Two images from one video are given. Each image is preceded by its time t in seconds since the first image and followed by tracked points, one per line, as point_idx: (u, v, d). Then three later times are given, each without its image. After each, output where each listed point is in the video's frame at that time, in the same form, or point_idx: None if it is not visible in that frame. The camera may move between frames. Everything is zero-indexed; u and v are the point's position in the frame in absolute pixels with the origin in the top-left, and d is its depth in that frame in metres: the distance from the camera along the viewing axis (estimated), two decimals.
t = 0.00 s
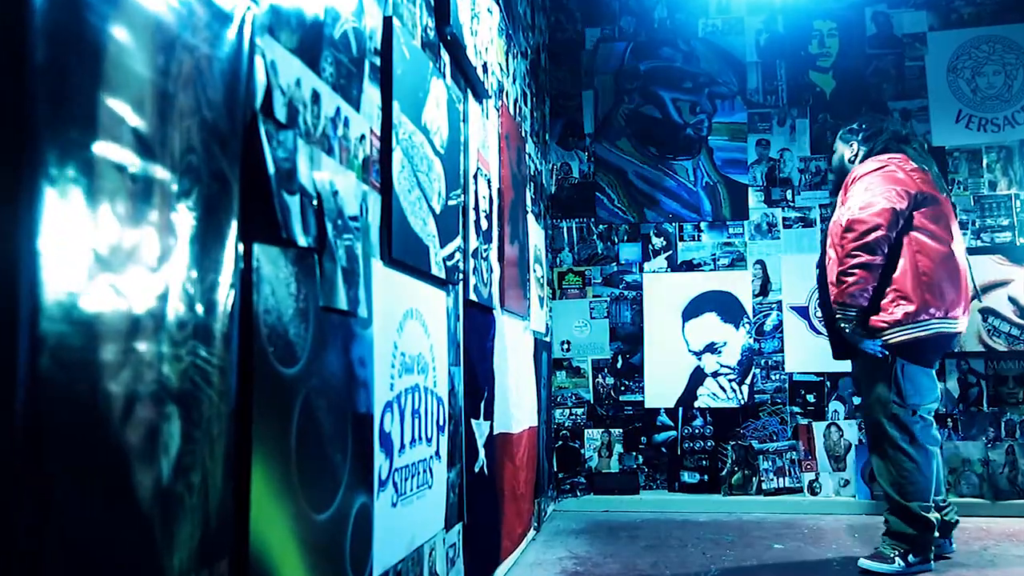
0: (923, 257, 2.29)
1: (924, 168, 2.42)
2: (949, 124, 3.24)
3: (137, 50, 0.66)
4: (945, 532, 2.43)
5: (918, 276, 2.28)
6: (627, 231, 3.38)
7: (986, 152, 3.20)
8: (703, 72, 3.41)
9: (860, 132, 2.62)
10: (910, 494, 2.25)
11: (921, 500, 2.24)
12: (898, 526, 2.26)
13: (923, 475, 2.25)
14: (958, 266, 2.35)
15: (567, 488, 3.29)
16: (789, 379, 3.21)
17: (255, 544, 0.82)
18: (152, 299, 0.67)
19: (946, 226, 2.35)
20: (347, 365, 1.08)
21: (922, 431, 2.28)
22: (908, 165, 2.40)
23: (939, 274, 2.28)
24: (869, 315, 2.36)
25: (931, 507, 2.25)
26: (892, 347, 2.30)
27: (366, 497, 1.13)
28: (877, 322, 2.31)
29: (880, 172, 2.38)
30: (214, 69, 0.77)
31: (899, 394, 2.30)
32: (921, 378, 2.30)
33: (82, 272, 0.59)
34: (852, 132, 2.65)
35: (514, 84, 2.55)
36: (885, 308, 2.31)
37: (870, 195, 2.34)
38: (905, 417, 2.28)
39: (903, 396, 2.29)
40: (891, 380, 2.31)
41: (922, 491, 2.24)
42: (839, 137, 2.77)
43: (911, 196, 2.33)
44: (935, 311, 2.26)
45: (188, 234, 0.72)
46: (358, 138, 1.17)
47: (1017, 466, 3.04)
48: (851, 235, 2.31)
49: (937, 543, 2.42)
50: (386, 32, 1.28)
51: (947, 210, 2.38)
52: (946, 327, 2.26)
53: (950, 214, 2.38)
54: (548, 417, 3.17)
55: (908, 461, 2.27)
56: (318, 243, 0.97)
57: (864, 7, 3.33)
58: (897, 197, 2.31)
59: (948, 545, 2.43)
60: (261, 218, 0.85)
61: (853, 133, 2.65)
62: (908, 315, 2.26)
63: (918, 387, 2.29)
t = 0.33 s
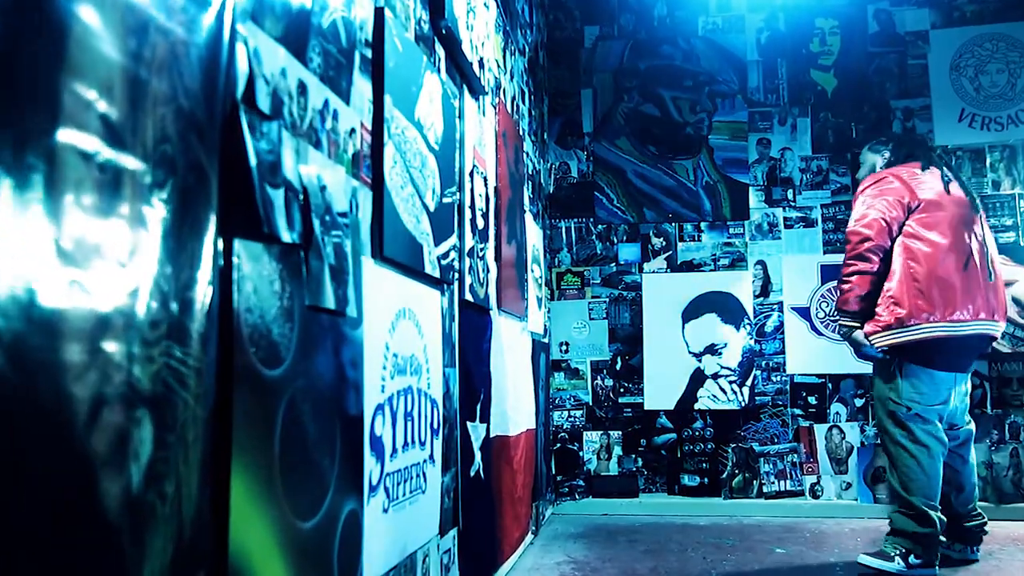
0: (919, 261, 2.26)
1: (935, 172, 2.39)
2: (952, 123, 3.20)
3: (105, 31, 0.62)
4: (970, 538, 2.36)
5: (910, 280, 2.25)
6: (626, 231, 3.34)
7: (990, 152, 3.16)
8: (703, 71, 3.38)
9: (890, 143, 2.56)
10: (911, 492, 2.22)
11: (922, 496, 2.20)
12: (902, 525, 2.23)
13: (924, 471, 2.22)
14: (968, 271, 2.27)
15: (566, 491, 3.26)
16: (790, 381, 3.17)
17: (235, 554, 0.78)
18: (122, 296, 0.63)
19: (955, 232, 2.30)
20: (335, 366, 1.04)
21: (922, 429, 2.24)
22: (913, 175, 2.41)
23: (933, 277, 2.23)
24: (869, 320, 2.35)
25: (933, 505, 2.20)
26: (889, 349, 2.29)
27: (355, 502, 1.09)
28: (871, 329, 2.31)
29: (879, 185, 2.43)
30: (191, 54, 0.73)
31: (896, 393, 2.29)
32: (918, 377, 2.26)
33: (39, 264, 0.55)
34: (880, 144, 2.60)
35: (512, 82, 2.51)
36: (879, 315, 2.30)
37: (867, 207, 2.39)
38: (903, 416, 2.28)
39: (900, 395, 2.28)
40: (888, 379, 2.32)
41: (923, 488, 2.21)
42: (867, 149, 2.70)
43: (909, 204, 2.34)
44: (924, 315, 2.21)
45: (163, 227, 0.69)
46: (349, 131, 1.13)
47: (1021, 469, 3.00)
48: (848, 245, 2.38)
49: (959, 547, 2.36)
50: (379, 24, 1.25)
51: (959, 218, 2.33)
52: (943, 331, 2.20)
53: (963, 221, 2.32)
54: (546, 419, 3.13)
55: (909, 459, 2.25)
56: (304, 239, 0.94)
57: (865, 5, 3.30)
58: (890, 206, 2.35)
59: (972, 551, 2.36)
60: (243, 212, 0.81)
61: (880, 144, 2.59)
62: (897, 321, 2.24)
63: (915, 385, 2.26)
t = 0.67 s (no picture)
0: (912, 262, 2.37)
1: (944, 178, 2.47)
2: (956, 119, 3.15)
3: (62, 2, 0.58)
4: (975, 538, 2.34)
5: (899, 280, 2.37)
6: (625, 229, 3.30)
7: (994, 148, 3.12)
8: (704, 66, 3.33)
9: (923, 138, 2.61)
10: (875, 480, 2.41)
11: (884, 487, 2.38)
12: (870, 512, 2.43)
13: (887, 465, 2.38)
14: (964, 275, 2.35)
15: (564, 492, 3.21)
16: (792, 381, 3.13)
17: (208, 563, 0.73)
18: (82, 289, 0.59)
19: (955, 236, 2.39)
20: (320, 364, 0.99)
21: (887, 423, 2.39)
22: (924, 178, 2.49)
23: (923, 278, 2.34)
24: (861, 315, 2.50)
25: (896, 494, 2.37)
26: (874, 347, 2.41)
27: (342, 507, 1.04)
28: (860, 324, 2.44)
29: (889, 184, 2.54)
30: (161, 32, 0.69)
31: (868, 390, 2.44)
32: (886, 373, 2.40)
33: None
34: (914, 137, 2.65)
35: (508, 77, 2.47)
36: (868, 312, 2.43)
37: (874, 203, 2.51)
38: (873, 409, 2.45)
39: (871, 390, 2.43)
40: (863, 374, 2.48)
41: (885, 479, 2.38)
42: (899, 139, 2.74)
43: (913, 205, 2.45)
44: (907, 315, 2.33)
45: (131, 215, 0.64)
46: (336, 121, 1.08)
47: None
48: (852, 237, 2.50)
49: (965, 550, 2.33)
50: (368, 10, 1.20)
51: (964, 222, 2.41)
52: (925, 332, 2.30)
53: (965, 226, 2.40)
54: (544, 419, 3.08)
55: (877, 450, 2.42)
56: (286, 232, 0.89)
57: None
58: (895, 206, 2.46)
59: (977, 553, 2.31)
60: (218, 202, 0.77)
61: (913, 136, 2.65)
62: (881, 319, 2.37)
63: (885, 382, 2.40)
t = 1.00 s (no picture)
0: (905, 276, 2.39)
1: (932, 187, 2.49)
2: (961, 114, 3.10)
3: None
4: (978, 537, 2.28)
5: (892, 295, 2.39)
6: (625, 226, 3.25)
7: (1000, 144, 3.07)
8: (705, 60, 3.28)
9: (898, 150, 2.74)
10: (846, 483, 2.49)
11: (854, 493, 2.46)
12: (833, 508, 2.52)
13: (855, 469, 2.46)
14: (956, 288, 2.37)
15: (563, 493, 3.17)
16: (794, 380, 3.07)
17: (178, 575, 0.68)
18: (32, 277, 0.54)
19: (945, 249, 2.41)
20: (303, 363, 0.94)
21: (868, 437, 2.43)
22: (912, 188, 2.50)
23: (915, 293, 2.36)
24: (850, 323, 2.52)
25: (864, 502, 2.45)
26: (871, 363, 2.41)
27: (328, 512, 0.99)
28: (855, 336, 2.46)
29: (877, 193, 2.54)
30: (125, 2, 0.64)
31: (856, 399, 2.46)
32: (873, 386, 2.43)
33: None
34: (889, 151, 2.78)
35: (506, 70, 2.42)
36: (862, 326, 2.45)
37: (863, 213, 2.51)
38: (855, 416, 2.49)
39: (858, 400, 2.46)
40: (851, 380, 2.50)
41: (856, 484, 2.45)
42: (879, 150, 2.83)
43: (904, 218, 2.46)
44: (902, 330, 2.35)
45: (90, 200, 0.59)
46: (322, 108, 1.03)
47: None
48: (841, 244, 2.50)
49: (971, 552, 2.28)
50: None
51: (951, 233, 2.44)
52: (924, 345, 2.32)
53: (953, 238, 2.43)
54: (542, 419, 3.03)
55: (852, 456, 2.47)
56: (264, 222, 0.84)
57: None
58: (885, 218, 2.46)
59: (984, 555, 2.28)
60: (190, 189, 0.72)
61: (889, 149, 2.78)
62: (878, 334, 2.38)
63: (872, 394, 2.43)
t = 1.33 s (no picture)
0: (866, 271, 2.46)
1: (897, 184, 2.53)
2: (965, 110, 3.05)
3: None
4: (975, 511, 2.34)
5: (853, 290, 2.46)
6: (624, 224, 3.21)
7: (1004, 140, 3.02)
8: (705, 56, 3.24)
9: (865, 142, 2.66)
10: (838, 485, 2.49)
11: (849, 493, 2.45)
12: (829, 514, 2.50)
13: (848, 468, 2.47)
14: (918, 284, 2.44)
15: (561, 494, 3.12)
16: (795, 380, 3.03)
17: None
18: None
19: (906, 243, 2.47)
20: (284, 362, 0.90)
21: (853, 433, 2.46)
22: (876, 182, 2.54)
23: (876, 289, 2.43)
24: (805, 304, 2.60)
25: (859, 501, 2.45)
26: (833, 357, 2.50)
27: (311, 517, 0.95)
28: (815, 328, 2.55)
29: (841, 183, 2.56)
30: None
31: (833, 399, 2.50)
32: (849, 383, 2.47)
33: None
34: (855, 141, 2.69)
35: (502, 64, 2.38)
36: (822, 317, 2.53)
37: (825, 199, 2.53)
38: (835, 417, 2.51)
39: (836, 399, 2.50)
40: (826, 382, 2.54)
41: (850, 483, 2.45)
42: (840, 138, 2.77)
43: (867, 212, 2.50)
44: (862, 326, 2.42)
45: (42, 188, 0.55)
46: (306, 96, 0.99)
47: None
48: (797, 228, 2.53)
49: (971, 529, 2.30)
50: None
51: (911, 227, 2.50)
52: (884, 341, 2.40)
53: (914, 231, 2.48)
54: (539, 419, 2.99)
55: (840, 457, 2.49)
56: (241, 212, 0.80)
57: None
58: (848, 210, 2.49)
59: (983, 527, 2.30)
60: (158, 176, 0.67)
61: (855, 139, 2.68)
62: (840, 330, 2.47)
63: (849, 391, 2.47)
